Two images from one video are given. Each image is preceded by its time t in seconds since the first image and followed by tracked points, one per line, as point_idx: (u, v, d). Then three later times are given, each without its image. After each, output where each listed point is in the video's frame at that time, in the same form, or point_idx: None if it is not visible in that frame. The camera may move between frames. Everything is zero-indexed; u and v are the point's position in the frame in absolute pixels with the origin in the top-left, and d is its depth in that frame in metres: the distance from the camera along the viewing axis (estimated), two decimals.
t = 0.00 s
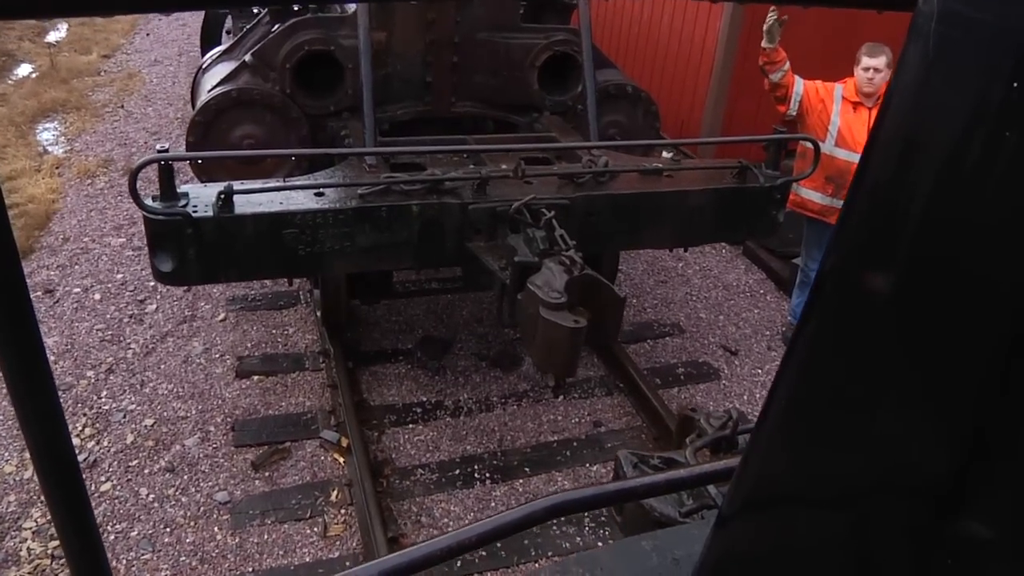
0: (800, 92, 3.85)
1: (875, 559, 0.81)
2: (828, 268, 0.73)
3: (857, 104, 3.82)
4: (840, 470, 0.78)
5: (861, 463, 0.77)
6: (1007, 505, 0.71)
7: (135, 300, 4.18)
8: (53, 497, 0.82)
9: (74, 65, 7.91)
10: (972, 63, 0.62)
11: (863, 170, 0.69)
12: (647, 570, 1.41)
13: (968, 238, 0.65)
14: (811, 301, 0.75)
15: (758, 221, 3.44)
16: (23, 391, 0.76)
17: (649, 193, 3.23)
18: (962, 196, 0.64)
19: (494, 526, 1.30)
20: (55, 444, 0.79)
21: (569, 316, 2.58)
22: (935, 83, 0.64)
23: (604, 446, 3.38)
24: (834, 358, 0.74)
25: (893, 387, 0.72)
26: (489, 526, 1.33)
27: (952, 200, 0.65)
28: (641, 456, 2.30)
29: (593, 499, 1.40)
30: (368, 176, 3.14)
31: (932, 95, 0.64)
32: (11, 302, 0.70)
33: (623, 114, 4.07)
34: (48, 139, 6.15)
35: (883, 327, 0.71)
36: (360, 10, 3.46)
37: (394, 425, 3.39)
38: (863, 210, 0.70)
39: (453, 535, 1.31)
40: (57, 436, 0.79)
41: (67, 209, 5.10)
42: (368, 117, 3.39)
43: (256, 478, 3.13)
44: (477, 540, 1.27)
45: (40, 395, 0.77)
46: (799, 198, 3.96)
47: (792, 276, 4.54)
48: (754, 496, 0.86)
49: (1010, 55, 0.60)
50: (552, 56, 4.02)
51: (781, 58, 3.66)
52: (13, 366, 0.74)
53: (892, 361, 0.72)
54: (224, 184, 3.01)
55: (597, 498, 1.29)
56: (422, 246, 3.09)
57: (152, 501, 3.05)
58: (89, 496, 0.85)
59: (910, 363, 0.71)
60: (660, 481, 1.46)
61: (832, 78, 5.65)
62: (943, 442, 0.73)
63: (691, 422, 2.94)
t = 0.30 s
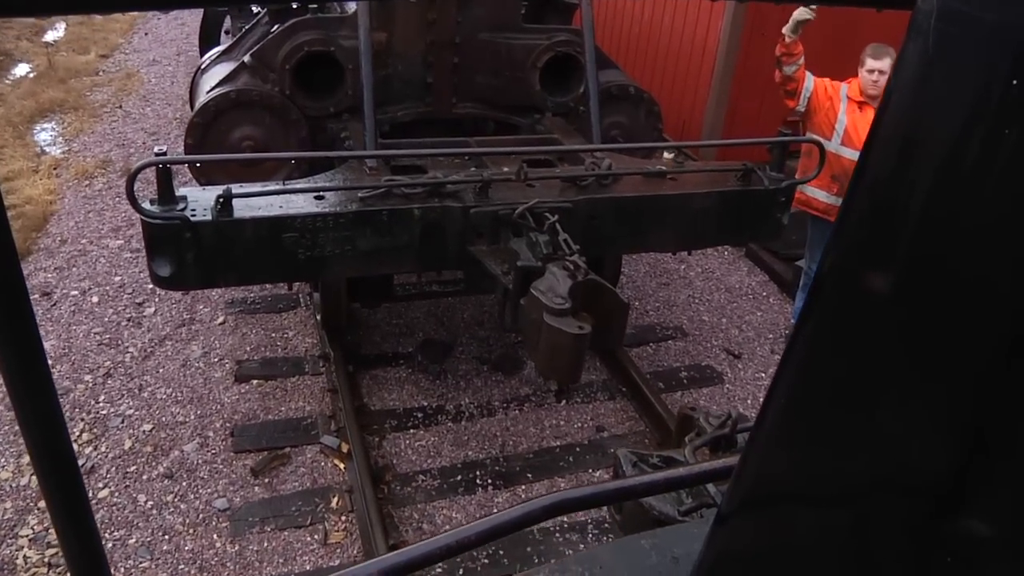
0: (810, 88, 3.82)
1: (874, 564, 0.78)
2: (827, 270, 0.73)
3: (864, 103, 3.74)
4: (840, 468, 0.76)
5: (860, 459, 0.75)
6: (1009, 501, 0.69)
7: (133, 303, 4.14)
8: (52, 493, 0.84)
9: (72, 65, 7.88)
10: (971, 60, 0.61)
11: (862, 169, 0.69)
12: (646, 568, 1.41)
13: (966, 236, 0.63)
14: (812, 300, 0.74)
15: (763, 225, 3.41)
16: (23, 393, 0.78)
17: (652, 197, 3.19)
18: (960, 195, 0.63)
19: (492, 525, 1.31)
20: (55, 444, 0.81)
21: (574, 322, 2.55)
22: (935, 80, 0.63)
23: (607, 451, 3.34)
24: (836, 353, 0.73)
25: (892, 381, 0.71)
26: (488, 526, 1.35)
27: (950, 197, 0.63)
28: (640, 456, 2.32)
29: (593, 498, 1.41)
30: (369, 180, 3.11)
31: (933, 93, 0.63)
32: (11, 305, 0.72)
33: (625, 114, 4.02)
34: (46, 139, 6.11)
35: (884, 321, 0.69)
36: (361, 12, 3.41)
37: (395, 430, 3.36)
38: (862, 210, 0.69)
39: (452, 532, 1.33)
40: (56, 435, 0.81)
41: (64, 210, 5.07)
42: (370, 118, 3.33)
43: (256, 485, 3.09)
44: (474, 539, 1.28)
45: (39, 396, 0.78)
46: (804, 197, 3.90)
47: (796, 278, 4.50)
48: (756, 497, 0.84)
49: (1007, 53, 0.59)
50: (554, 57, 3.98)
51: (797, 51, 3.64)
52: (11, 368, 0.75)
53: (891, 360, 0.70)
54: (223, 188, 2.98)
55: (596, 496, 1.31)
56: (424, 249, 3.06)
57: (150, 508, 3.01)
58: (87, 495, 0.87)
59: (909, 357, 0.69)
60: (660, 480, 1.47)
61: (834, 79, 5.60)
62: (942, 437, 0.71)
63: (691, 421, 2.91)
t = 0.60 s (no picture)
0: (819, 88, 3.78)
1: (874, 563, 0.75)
2: (826, 270, 0.69)
3: (869, 104, 3.67)
4: (840, 467, 0.73)
5: (860, 457, 0.72)
6: (1011, 496, 0.66)
7: (133, 305, 4.10)
8: (53, 495, 0.83)
9: (71, 64, 7.85)
10: (972, 57, 0.58)
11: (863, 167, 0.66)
12: (644, 566, 1.39)
13: (968, 233, 0.61)
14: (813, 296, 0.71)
15: (769, 227, 3.38)
16: (22, 392, 0.77)
17: (657, 199, 3.16)
18: (961, 196, 0.60)
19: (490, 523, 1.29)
20: (54, 444, 0.80)
21: (579, 327, 2.54)
22: (935, 78, 0.61)
23: (611, 456, 3.30)
24: (837, 350, 0.70)
25: (893, 377, 0.68)
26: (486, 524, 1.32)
27: (953, 194, 0.61)
28: (641, 453, 2.30)
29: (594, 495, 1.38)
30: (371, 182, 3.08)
31: (934, 92, 0.61)
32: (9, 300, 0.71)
33: (628, 116, 3.95)
34: (45, 138, 6.08)
35: (887, 316, 0.66)
36: (362, 10, 3.33)
37: (396, 434, 3.32)
38: (862, 208, 0.66)
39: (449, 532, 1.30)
40: (56, 435, 0.81)
41: (63, 210, 5.03)
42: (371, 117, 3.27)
43: (256, 490, 3.05)
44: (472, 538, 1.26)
45: (39, 395, 0.78)
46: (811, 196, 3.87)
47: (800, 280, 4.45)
48: (752, 497, 0.81)
49: (1008, 51, 0.56)
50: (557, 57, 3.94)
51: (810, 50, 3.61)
52: (11, 364, 0.75)
53: (891, 359, 0.67)
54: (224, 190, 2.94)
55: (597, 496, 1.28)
56: (426, 251, 3.03)
57: (149, 514, 2.97)
58: (90, 497, 0.86)
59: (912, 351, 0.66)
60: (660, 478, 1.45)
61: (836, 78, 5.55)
62: (942, 432, 0.68)
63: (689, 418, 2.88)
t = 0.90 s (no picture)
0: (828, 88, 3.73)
1: (877, 554, 0.83)
2: (825, 270, 0.74)
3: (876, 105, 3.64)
4: (845, 464, 0.80)
5: (864, 452, 0.79)
6: (1003, 491, 0.75)
7: (132, 307, 4.06)
8: (53, 493, 0.85)
9: (71, 63, 7.81)
10: (972, 60, 0.63)
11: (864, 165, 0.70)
12: (647, 566, 1.40)
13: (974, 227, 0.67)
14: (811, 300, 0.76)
15: (775, 230, 3.35)
16: (23, 391, 0.79)
17: (663, 202, 3.13)
18: (964, 193, 0.66)
19: (493, 521, 1.29)
20: (55, 442, 0.82)
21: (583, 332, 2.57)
22: (936, 77, 0.64)
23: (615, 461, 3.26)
24: (838, 348, 0.75)
25: (897, 382, 0.75)
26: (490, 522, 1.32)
27: (955, 191, 0.66)
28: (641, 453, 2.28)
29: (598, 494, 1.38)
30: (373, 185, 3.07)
31: (933, 91, 0.65)
32: (11, 304, 0.73)
33: (632, 116, 3.87)
34: (44, 138, 6.05)
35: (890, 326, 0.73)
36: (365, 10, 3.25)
37: (399, 439, 3.28)
38: (864, 206, 0.70)
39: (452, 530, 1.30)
40: (57, 434, 0.83)
41: (63, 211, 5.00)
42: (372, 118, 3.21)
43: (257, 495, 2.98)
44: (476, 535, 1.26)
45: (39, 395, 0.80)
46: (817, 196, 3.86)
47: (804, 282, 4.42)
48: (753, 493, 0.86)
49: (1009, 48, 0.61)
50: (561, 57, 3.90)
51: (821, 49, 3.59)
52: (13, 363, 0.77)
53: (892, 354, 0.74)
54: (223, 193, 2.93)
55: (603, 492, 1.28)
56: (430, 255, 3.03)
57: (149, 519, 2.89)
58: (88, 496, 0.88)
59: (912, 356, 0.74)
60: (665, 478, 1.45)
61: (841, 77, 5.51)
62: (941, 432, 0.77)
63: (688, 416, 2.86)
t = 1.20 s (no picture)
0: (833, 88, 3.71)
1: (875, 559, 0.75)
2: (825, 270, 0.70)
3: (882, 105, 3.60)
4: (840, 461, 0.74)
5: (860, 450, 0.72)
6: (1003, 489, 0.66)
7: (130, 308, 4.03)
8: (52, 495, 0.84)
9: (69, 62, 7.79)
10: (972, 55, 0.58)
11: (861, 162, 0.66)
12: (647, 562, 1.42)
13: (970, 225, 0.61)
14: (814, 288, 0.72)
15: (777, 233, 3.32)
16: (23, 391, 0.78)
17: (666, 203, 3.10)
18: (960, 195, 0.61)
19: (491, 517, 1.31)
20: (54, 444, 0.81)
21: (588, 338, 2.59)
22: (935, 72, 0.60)
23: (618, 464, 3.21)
24: (836, 342, 0.70)
25: (894, 375, 0.68)
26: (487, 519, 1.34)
27: (953, 190, 0.61)
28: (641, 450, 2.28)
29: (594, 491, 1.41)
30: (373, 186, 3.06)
31: (931, 89, 0.61)
32: (11, 304, 0.72)
33: (635, 115, 3.83)
34: (42, 138, 6.02)
35: (891, 316, 0.67)
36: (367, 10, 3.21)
37: (399, 442, 3.23)
38: (863, 201, 0.66)
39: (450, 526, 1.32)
40: (56, 435, 0.81)
41: (60, 211, 4.97)
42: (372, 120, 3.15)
43: (257, 500, 2.94)
44: (474, 531, 1.28)
45: (39, 395, 0.79)
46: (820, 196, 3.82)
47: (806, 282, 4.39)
48: (756, 490, 0.82)
49: (1009, 40, 0.56)
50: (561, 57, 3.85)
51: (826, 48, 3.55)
52: (13, 367, 0.76)
53: (892, 349, 0.68)
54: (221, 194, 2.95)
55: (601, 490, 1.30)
56: (430, 258, 3.06)
57: (148, 524, 2.85)
58: (90, 498, 0.87)
59: (912, 348, 0.67)
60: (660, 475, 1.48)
61: (845, 75, 5.47)
62: (941, 429, 0.68)
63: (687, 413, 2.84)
